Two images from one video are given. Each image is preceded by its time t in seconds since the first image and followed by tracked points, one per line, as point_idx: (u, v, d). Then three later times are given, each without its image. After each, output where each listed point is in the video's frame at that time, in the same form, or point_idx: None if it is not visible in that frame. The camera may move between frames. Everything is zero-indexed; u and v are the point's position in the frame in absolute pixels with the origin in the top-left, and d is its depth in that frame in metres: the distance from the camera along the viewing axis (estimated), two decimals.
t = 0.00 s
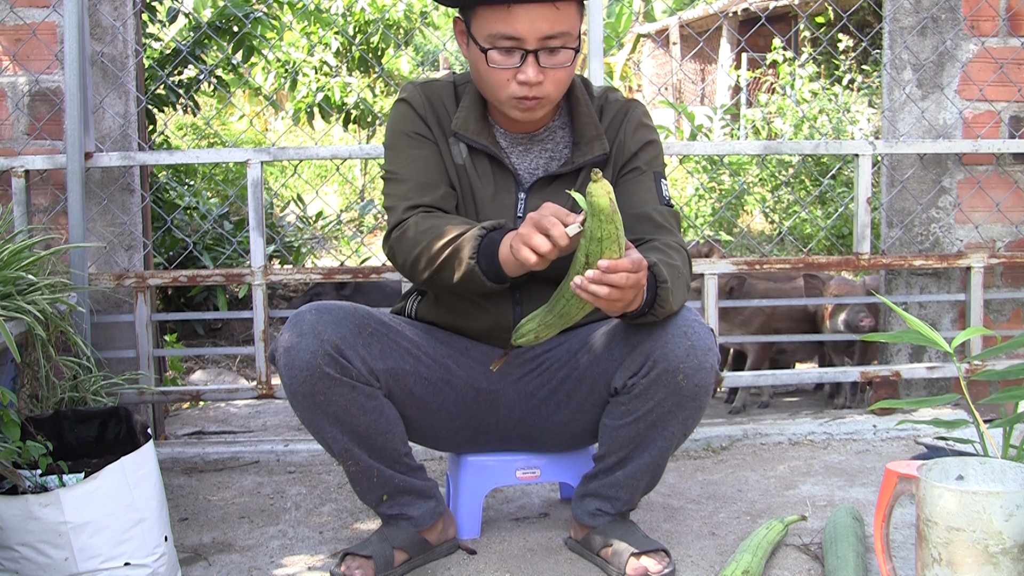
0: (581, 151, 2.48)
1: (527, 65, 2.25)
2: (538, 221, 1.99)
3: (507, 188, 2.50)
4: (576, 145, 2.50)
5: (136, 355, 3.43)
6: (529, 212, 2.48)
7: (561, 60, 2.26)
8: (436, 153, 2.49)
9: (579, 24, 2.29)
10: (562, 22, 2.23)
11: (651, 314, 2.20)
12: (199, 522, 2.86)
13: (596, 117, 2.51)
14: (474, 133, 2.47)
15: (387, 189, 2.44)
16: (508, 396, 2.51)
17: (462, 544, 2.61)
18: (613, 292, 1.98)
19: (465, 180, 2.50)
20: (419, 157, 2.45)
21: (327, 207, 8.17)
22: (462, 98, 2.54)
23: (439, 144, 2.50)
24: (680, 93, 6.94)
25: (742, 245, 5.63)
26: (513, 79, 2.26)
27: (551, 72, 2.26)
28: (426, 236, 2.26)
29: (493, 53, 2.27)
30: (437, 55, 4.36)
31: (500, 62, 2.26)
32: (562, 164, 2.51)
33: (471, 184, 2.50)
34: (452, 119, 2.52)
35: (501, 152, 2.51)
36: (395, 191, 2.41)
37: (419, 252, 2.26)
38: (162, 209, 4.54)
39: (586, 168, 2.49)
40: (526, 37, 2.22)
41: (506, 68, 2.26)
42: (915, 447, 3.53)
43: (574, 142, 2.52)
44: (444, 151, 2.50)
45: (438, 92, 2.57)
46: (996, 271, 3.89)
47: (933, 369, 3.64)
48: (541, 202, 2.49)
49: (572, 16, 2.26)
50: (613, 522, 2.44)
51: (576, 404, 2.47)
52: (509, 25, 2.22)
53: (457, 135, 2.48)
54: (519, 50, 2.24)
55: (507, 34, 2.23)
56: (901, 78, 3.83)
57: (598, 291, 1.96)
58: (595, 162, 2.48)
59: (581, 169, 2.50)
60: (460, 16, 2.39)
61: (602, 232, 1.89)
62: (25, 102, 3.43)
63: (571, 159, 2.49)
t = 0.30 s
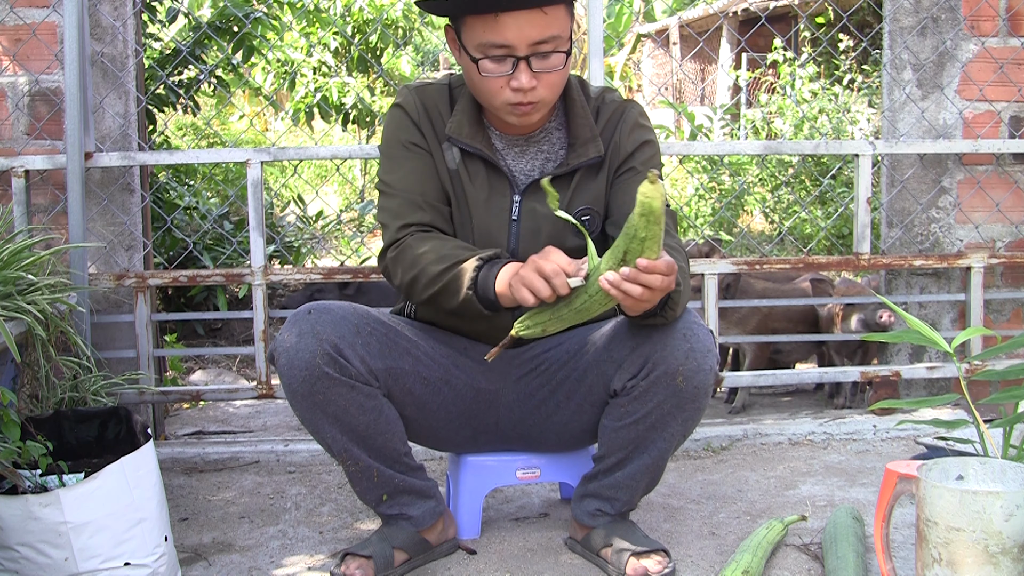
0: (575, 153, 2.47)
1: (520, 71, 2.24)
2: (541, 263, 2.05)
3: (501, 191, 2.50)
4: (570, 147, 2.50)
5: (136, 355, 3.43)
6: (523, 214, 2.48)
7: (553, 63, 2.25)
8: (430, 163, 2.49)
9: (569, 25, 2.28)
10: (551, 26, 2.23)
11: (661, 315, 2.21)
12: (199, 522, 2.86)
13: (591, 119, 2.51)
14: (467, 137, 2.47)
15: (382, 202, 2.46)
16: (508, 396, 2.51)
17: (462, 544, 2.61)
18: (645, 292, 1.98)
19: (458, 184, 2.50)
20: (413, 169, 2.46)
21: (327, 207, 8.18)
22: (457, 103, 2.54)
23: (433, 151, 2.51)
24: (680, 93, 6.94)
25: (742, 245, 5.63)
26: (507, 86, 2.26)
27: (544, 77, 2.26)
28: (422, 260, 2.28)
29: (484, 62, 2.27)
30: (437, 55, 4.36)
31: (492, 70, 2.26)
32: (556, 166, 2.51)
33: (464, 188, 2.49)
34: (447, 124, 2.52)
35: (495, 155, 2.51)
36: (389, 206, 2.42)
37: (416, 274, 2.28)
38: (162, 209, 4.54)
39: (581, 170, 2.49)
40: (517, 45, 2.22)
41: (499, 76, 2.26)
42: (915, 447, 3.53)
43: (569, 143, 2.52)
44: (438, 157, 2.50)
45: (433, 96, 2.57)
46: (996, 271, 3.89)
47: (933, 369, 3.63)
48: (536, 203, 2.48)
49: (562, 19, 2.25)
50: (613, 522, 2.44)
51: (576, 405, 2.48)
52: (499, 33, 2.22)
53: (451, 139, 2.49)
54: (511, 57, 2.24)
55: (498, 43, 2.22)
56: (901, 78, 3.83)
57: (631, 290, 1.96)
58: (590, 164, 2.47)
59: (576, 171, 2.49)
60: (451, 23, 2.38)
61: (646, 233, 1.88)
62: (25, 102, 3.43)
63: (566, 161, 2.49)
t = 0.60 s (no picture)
0: (571, 156, 2.47)
1: (513, 82, 2.24)
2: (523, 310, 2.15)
3: (497, 193, 2.50)
4: (566, 149, 2.49)
5: (136, 355, 3.43)
6: (519, 216, 2.48)
7: (545, 71, 2.25)
8: (419, 168, 2.53)
9: (560, 31, 2.27)
10: (542, 34, 2.22)
11: (675, 312, 2.21)
12: (199, 522, 2.86)
13: (587, 120, 2.50)
14: (461, 140, 2.49)
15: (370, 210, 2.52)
16: (507, 396, 2.51)
17: (462, 544, 2.61)
18: (675, 279, 1.98)
19: (452, 186, 2.51)
20: (400, 176, 2.50)
21: (327, 207, 8.19)
22: (451, 107, 2.55)
23: (423, 156, 2.53)
24: (680, 93, 6.94)
25: (742, 245, 5.63)
26: (500, 96, 2.27)
27: (538, 85, 2.26)
28: (399, 279, 2.36)
29: (477, 74, 2.27)
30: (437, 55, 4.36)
31: (485, 81, 2.26)
32: (552, 168, 2.50)
33: (457, 191, 2.51)
34: (440, 128, 2.54)
35: (490, 157, 2.52)
36: (373, 214, 2.48)
37: (393, 291, 2.37)
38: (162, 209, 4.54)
39: (576, 173, 2.49)
40: (508, 56, 2.21)
41: (492, 87, 2.26)
42: (914, 447, 3.53)
43: (565, 145, 2.51)
44: (428, 162, 2.53)
45: (428, 99, 2.59)
46: (996, 271, 3.89)
47: (933, 369, 3.63)
48: (532, 205, 2.48)
49: (552, 26, 2.24)
50: (613, 522, 2.44)
51: (576, 404, 2.47)
52: (490, 46, 2.21)
53: (445, 143, 2.51)
54: (503, 68, 2.24)
55: (489, 55, 2.22)
56: (901, 78, 3.83)
57: (661, 276, 1.95)
58: (585, 166, 2.47)
59: (571, 173, 2.49)
60: (442, 33, 2.37)
61: (671, 215, 1.89)
62: (25, 102, 3.43)
63: (561, 163, 2.48)
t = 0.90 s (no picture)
0: (565, 156, 2.48)
1: (506, 81, 2.24)
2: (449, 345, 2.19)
3: (490, 192, 2.50)
4: (561, 149, 2.50)
5: (136, 355, 3.43)
6: (512, 216, 2.48)
7: (539, 69, 2.26)
8: (408, 169, 2.55)
9: (552, 29, 2.27)
10: (534, 33, 2.22)
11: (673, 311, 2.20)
12: (199, 522, 2.86)
13: (582, 120, 2.50)
14: (455, 139, 2.49)
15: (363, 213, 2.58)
16: (507, 395, 2.50)
17: (462, 543, 2.61)
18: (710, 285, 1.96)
19: (444, 186, 2.51)
20: (388, 177, 2.53)
21: (327, 207, 8.19)
22: (445, 106, 2.55)
23: (414, 157, 2.55)
24: (680, 93, 6.93)
25: (742, 245, 5.63)
26: (494, 95, 2.26)
27: (531, 83, 2.26)
28: (371, 282, 2.44)
29: (471, 74, 2.27)
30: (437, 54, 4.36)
31: (478, 81, 2.26)
32: (547, 167, 2.50)
33: (452, 192, 2.50)
34: (433, 127, 2.54)
35: (485, 157, 2.52)
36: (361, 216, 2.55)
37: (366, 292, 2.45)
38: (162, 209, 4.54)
39: (569, 173, 2.49)
40: (501, 55, 2.21)
41: (486, 87, 2.26)
42: (914, 447, 3.53)
43: (560, 145, 2.51)
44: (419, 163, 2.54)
45: (423, 98, 2.59)
46: (996, 271, 3.89)
47: (933, 369, 3.63)
48: (525, 205, 2.48)
49: (544, 24, 2.24)
50: (613, 522, 2.44)
51: (575, 403, 2.47)
52: (482, 45, 2.21)
53: (438, 142, 2.51)
54: (496, 68, 2.24)
55: (482, 54, 2.22)
56: (901, 78, 3.83)
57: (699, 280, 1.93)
58: (579, 167, 2.48)
59: (564, 174, 2.49)
60: (433, 35, 2.38)
61: (726, 221, 1.86)
62: (25, 102, 3.43)
63: (555, 163, 2.49)
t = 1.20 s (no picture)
0: (572, 155, 2.46)
1: (516, 62, 2.24)
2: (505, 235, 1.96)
3: (498, 191, 2.49)
4: (567, 148, 2.49)
5: (136, 355, 3.43)
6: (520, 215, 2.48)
7: (549, 55, 2.26)
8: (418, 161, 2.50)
9: (563, 19, 2.29)
10: (547, 17, 2.23)
11: (662, 312, 2.21)
12: (199, 522, 2.86)
13: (586, 120, 2.50)
14: (464, 136, 2.47)
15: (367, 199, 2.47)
16: (509, 396, 2.50)
17: (462, 544, 2.61)
18: (624, 279, 1.99)
19: (454, 184, 2.50)
20: (399, 165, 2.47)
21: (327, 207, 8.20)
22: (453, 104, 2.54)
23: (424, 151, 2.51)
24: (680, 92, 6.93)
25: (742, 245, 5.63)
26: (503, 77, 2.26)
27: (540, 68, 2.26)
28: (391, 246, 2.28)
29: (480, 54, 2.27)
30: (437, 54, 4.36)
31: (488, 62, 2.26)
32: (553, 167, 2.50)
33: (458, 189, 2.50)
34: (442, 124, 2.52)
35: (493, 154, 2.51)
36: (371, 202, 2.44)
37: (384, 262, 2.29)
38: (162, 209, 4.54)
39: (576, 172, 2.48)
40: (513, 36, 2.22)
41: (495, 68, 2.26)
42: (914, 447, 3.53)
43: (566, 144, 2.51)
44: (431, 157, 2.51)
45: (428, 96, 2.57)
46: (996, 271, 3.89)
47: (933, 369, 3.63)
48: (533, 203, 2.47)
49: (556, 11, 2.26)
50: (613, 522, 2.44)
51: (576, 403, 2.47)
52: (495, 24, 2.22)
53: (447, 139, 2.49)
54: (507, 49, 2.24)
55: (494, 33, 2.23)
56: (901, 78, 3.83)
57: (610, 274, 1.98)
58: (587, 165, 2.46)
59: (572, 172, 2.48)
60: (445, 21, 2.39)
61: (638, 214, 1.91)
62: (25, 102, 3.43)
63: (562, 163, 2.48)
